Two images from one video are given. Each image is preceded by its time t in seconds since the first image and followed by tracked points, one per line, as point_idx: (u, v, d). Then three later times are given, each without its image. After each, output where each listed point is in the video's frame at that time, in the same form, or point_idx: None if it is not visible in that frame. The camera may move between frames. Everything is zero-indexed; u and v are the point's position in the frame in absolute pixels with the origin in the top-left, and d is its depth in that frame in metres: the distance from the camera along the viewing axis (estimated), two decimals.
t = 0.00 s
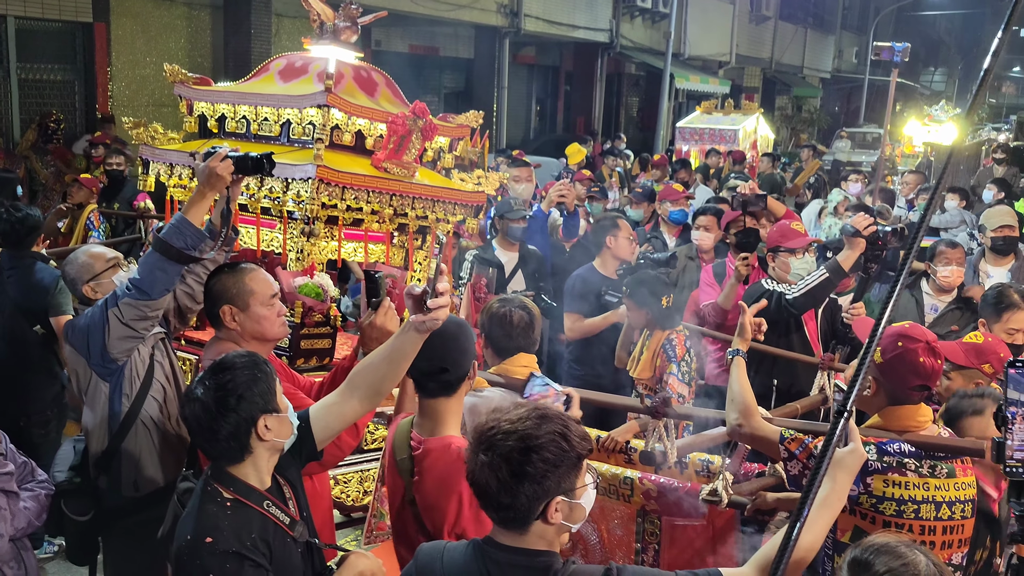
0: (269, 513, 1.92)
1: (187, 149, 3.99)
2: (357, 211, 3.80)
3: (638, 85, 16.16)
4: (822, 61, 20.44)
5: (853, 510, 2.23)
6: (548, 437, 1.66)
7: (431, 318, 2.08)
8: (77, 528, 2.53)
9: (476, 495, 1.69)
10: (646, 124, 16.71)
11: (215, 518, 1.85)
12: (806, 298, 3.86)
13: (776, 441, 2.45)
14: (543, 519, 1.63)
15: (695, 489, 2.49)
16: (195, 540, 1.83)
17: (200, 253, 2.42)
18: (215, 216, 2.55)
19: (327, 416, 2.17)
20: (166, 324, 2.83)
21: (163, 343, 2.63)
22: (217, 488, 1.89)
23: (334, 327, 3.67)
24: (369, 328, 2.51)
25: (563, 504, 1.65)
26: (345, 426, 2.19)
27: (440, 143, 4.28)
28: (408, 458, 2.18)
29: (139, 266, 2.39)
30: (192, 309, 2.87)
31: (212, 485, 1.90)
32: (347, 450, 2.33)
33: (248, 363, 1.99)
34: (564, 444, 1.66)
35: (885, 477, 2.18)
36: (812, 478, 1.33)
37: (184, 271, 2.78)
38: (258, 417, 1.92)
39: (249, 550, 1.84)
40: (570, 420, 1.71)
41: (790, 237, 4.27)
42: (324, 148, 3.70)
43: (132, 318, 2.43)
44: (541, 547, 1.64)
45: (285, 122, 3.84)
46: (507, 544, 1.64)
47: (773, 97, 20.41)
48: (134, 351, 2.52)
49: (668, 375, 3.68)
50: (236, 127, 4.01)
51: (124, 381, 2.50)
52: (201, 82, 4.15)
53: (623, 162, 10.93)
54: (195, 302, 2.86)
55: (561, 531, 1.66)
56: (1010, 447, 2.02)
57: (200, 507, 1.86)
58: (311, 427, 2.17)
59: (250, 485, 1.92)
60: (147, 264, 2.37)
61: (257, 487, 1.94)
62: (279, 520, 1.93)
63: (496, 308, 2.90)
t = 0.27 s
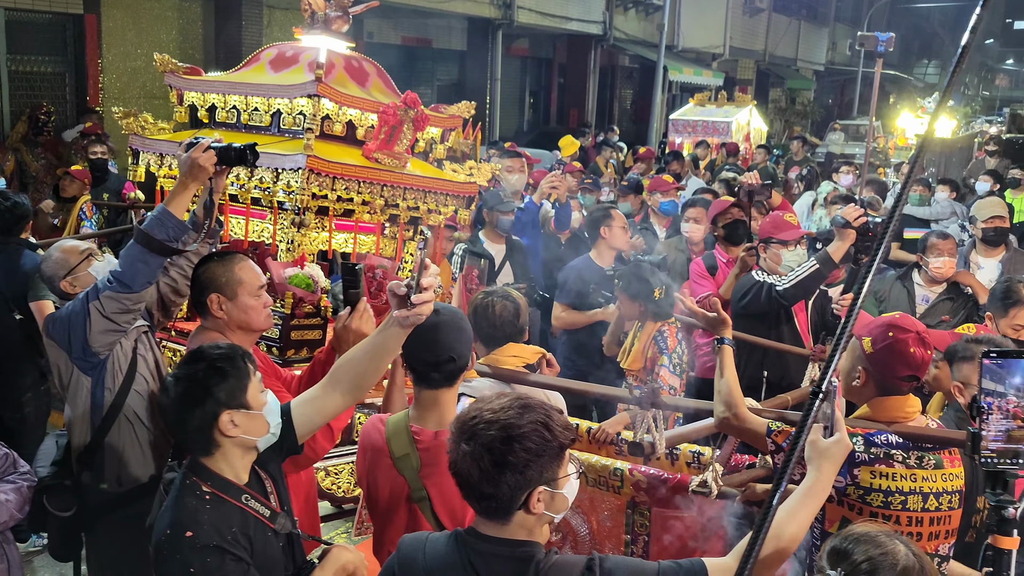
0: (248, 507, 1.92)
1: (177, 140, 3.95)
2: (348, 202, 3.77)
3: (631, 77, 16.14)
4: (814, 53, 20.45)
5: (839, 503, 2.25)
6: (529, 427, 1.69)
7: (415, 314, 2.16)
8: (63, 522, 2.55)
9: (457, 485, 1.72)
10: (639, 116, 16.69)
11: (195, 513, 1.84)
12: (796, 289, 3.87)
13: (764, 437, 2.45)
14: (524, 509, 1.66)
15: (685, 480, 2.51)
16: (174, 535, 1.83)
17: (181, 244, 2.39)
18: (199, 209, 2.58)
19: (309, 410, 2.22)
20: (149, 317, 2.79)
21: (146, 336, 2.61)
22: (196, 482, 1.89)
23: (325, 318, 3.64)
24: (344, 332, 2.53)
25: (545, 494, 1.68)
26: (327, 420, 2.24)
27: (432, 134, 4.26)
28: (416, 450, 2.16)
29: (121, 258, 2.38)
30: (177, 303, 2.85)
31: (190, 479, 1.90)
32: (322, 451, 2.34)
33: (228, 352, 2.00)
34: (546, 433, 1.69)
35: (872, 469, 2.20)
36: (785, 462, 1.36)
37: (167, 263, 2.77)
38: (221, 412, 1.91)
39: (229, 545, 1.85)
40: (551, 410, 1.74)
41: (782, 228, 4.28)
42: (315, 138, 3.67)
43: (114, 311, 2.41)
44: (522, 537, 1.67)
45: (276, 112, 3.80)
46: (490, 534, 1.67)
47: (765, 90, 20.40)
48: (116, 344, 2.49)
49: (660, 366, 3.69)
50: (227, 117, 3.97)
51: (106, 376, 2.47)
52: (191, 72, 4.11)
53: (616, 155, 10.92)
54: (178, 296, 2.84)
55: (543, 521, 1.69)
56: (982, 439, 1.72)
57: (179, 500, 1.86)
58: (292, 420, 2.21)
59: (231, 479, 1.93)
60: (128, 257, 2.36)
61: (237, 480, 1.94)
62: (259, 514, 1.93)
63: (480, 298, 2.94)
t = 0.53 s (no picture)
0: (220, 503, 2.01)
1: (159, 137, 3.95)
2: (330, 198, 3.76)
3: (619, 72, 16.14)
4: (802, 48, 20.47)
5: (817, 498, 2.26)
6: (504, 422, 1.69)
7: (393, 314, 2.17)
8: (38, 522, 2.52)
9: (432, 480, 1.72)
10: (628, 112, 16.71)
11: (168, 510, 1.94)
12: (780, 285, 3.88)
13: (744, 431, 2.47)
14: (499, 503, 1.66)
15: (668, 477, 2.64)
16: (147, 532, 1.92)
17: (156, 243, 2.40)
18: (175, 207, 2.58)
19: (286, 409, 2.20)
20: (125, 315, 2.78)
21: (122, 335, 2.60)
22: (169, 480, 1.99)
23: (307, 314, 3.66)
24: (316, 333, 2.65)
25: (519, 490, 1.68)
26: (305, 419, 2.23)
27: (414, 129, 4.24)
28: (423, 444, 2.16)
29: (95, 258, 2.37)
30: (154, 301, 2.83)
31: (163, 476, 2.00)
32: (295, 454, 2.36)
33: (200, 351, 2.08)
34: (520, 429, 1.70)
35: (851, 463, 2.20)
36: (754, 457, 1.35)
37: (142, 262, 2.77)
38: (173, 409, 2.01)
39: (203, 542, 1.93)
40: (526, 407, 1.74)
41: (768, 225, 4.25)
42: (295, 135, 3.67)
43: (88, 311, 2.40)
44: (496, 532, 1.67)
45: (256, 109, 3.81)
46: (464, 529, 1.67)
47: (753, 85, 20.41)
48: (90, 344, 2.48)
49: (644, 361, 3.70)
50: (208, 113, 3.96)
51: (81, 375, 2.46)
52: (172, 68, 4.08)
53: (603, 151, 10.93)
54: (155, 294, 2.83)
55: (517, 515, 1.69)
56: (955, 431, 1.71)
57: (154, 499, 1.95)
58: (268, 418, 2.18)
59: (202, 477, 2.03)
60: (102, 256, 2.35)
61: (208, 478, 2.04)
62: (232, 510, 2.03)
63: (463, 297, 2.92)
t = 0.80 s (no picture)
0: (185, 501, 2.02)
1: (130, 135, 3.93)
2: (303, 195, 3.76)
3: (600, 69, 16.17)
4: (782, 44, 20.55)
5: (786, 492, 2.27)
6: (466, 417, 1.70)
7: (362, 313, 2.17)
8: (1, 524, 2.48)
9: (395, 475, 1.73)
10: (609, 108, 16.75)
11: (131, 508, 1.93)
12: (753, 279, 3.88)
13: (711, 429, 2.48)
14: (463, 499, 1.66)
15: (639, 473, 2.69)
16: (109, 531, 1.91)
17: (120, 243, 2.43)
18: (140, 205, 2.67)
19: (254, 408, 2.21)
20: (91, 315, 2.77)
21: (88, 334, 2.58)
22: (132, 478, 1.99)
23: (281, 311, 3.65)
24: (284, 329, 2.67)
25: (483, 485, 1.68)
26: (272, 419, 2.24)
27: (389, 126, 4.22)
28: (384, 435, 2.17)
29: (57, 258, 2.39)
30: (119, 299, 2.82)
31: (126, 474, 1.99)
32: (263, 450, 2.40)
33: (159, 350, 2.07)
34: (483, 424, 1.70)
35: (818, 457, 2.21)
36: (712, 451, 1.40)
37: (108, 260, 2.76)
38: (135, 407, 2.00)
39: (166, 540, 1.93)
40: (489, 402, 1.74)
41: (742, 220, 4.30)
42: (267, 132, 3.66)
43: (51, 312, 2.40)
44: (459, 527, 1.67)
45: (228, 106, 3.79)
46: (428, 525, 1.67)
47: (734, 82, 20.49)
48: (54, 344, 2.47)
49: (620, 355, 3.68)
50: (181, 111, 3.93)
51: (45, 376, 2.46)
52: (145, 65, 4.05)
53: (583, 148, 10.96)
54: (120, 292, 2.82)
55: (480, 510, 1.69)
56: (914, 423, 1.73)
57: (117, 498, 1.95)
58: (237, 417, 2.19)
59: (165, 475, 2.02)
60: (65, 256, 2.37)
61: (172, 476, 2.04)
62: (198, 509, 2.03)
63: (439, 299, 2.91)
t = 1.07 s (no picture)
0: (148, 499, 2.01)
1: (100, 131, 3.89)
2: (275, 191, 3.75)
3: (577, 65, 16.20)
4: (759, 41, 20.64)
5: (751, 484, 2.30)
6: (426, 411, 1.72)
7: (326, 310, 2.19)
8: None
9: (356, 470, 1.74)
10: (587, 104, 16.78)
11: (91, 506, 1.94)
12: (724, 273, 3.96)
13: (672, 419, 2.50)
14: (422, 494, 1.67)
15: (603, 467, 2.95)
16: (69, 529, 1.92)
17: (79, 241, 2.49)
18: (101, 203, 2.75)
19: (219, 407, 2.20)
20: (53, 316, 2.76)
21: (49, 335, 2.58)
22: (93, 476, 1.99)
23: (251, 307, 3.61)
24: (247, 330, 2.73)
25: (442, 479, 1.69)
26: (238, 417, 2.23)
27: (362, 122, 4.21)
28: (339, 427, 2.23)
29: (17, 257, 2.43)
30: (82, 299, 2.84)
31: (87, 473, 2.00)
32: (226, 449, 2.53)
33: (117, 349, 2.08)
34: (441, 418, 1.72)
35: (779, 450, 2.24)
36: (663, 443, 1.41)
37: (70, 258, 2.77)
38: (95, 404, 2.00)
39: (128, 539, 1.94)
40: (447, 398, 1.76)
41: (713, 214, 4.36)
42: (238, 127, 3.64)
43: (10, 312, 2.42)
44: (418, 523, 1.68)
45: (200, 101, 3.74)
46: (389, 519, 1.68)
47: (711, 78, 20.58)
48: (14, 344, 2.46)
49: (592, 349, 3.74)
50: (152, 106, 3.90)
51: (6, 376, 2.45)
52: (115, 61, 4.00)
53: (560, 144, 10.99)
54: (82, 294, 2.85)
55: (441, 505, 1.71)
56: (863, 413, 1.76)
57: (78, 496, 1.95)
58: (202, 417, 2.19)
59: (127, 473, 2.02)
60: (25, 254, 2.41)
61: (134, 474, 2.04)
62: (161, 507, 2.03)
63: (404, 294, 2.90)
